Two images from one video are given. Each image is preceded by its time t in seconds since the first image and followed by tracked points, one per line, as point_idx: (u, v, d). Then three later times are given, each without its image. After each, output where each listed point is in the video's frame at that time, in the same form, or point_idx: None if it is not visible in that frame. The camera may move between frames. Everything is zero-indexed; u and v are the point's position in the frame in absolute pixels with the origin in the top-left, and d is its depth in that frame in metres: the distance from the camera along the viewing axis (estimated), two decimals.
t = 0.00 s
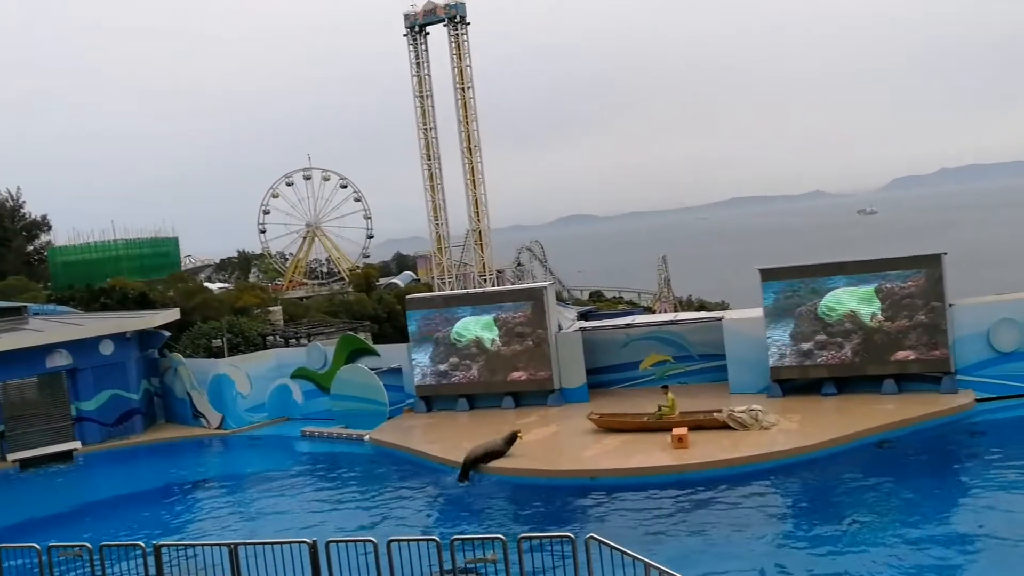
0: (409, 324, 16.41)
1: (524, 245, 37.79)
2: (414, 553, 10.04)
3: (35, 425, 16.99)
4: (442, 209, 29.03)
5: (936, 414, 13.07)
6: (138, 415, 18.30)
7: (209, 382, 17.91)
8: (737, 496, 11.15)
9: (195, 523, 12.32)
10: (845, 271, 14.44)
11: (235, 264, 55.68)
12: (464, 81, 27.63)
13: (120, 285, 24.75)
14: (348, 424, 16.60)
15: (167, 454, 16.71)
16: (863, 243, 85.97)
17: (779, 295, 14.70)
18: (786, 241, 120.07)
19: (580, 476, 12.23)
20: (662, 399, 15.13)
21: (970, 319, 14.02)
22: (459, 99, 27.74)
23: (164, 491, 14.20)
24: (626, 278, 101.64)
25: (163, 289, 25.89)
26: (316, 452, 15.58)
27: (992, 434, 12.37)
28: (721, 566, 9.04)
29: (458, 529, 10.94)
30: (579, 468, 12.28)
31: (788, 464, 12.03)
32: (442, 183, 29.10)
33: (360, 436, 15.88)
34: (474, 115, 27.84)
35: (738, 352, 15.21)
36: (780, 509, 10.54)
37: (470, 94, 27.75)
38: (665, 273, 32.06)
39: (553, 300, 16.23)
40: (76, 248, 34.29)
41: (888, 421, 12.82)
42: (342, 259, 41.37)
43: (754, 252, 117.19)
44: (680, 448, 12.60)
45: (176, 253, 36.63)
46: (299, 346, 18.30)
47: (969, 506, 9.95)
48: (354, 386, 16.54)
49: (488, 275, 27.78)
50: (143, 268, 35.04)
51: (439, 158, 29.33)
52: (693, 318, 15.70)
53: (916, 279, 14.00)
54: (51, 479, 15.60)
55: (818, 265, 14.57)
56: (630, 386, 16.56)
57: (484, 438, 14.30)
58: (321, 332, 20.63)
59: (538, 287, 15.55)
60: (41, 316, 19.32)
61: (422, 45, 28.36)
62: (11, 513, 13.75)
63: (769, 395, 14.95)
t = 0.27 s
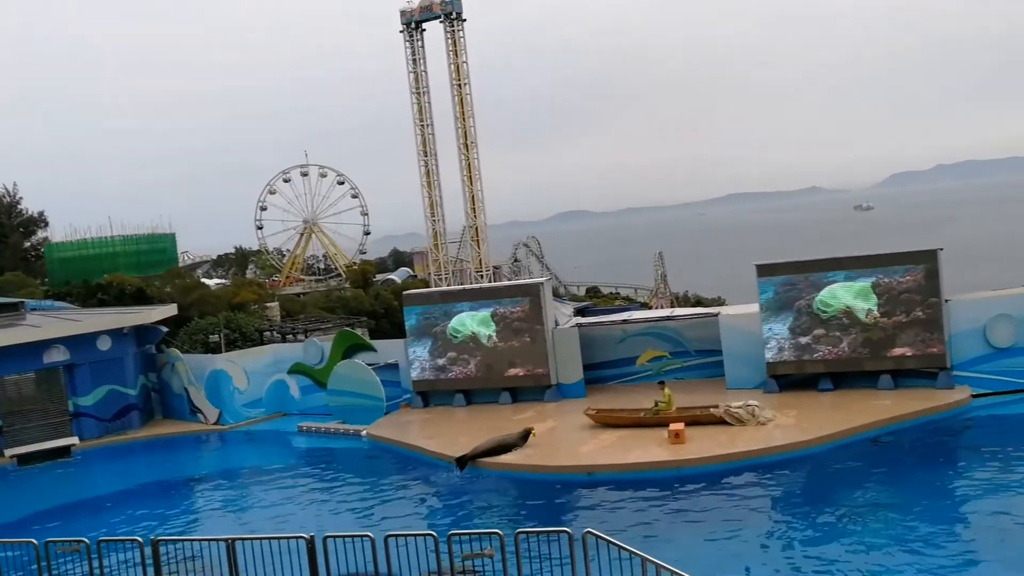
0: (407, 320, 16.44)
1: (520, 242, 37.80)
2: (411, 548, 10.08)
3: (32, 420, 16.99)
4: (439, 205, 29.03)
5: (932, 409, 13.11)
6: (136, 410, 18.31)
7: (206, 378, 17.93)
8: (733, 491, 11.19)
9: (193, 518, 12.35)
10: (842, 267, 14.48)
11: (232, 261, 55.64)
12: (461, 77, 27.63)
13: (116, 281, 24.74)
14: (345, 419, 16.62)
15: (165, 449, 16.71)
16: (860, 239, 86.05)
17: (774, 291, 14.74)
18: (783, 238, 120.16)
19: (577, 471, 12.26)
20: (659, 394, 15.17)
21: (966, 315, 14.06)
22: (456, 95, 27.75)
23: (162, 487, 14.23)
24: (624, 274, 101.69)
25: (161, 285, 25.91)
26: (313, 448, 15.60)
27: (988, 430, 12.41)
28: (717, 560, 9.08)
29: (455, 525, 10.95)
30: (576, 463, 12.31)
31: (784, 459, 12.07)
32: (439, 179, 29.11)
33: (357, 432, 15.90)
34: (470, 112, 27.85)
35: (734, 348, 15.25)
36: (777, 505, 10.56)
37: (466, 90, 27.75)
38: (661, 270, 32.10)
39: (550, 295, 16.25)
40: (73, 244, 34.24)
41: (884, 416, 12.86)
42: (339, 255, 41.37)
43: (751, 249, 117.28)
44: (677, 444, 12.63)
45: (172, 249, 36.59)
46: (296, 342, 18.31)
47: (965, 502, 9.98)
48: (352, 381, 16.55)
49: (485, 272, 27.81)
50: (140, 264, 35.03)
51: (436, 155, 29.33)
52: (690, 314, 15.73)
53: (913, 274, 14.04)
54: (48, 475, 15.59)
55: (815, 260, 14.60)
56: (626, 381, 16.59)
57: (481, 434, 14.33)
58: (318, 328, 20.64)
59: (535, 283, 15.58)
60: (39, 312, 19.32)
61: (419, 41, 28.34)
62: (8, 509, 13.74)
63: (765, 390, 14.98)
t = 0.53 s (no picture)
0: (402, 316, 16.42)
1: (515, 238, 37.77)
2: (406, 545, 10.06)
3: (24, 417, 16.90)
4: (434, 201, 28.98)
5: (926, 406, 13.13)
6: (130, 407, 18.25)
7: (200, 374, 17.88)
8: (728, 488, 11.19)
9: (187, 515, 12.32)
10: (837, 264, 14.48)
11: (227, 257, 55.51)
12: (456, 73, 27.56)
13: (110, 277, 24.66)
14: (340, 416, 16.59)
15: (159, 446, 16.66)
16: (855, 235, 86.14)
17: (767, 289, 14.75)
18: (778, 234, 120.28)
19: (572, 468, 12.25)
20: (654, 390, 15.16)
21: (961, 311, 14.08)
22: (451, 91, 27.69)
23: (156, 484, 14.19)
24: (619, 271, 101.72)
25: (155, 281, 25.83)
26: (308, 445, 15.56)
27: (982, 426, 12.43)
28: (712, 557, 9.08)
29: (451, 522, 10.93)
30: (571, 460, 12.31)
31: (779, 455, 12.07)
32: (434, 175, 29.05)
33: (352, 428, 15.87)
34: (465, 108, 27.79)
35: (729, 344, 15.25)
36: (772, 501, 10.56)
37: (461, 86, 27.69)
38: (656, 266, 32.08)
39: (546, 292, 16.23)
40: (66, 240, 34.11)
41: (879, 412, 12.87)
42: (334, 251, 41.29)
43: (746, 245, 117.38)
44: (672, 440, 12.63)
45: (167, 245, 36.47)
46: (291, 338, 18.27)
47: (959, 498, 9.99)
48: (346, 378, 16.52)
49: (480, 268, 27.78)
50: (134, 260, 34.93)
51: (431, 151, 29.27)
52: (685, 310, 15.73)
53: (908, 270, 14.05)
54: (41, 472, 15.52)
55: (810, 257, 14.60)
56: (621, 378, 16.58)
57: (477, 430, 14.31)
58: (313, 324, 20.60)
59: (530, 279, 15.56)
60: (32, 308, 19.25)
61: (414, 37, 28.27)
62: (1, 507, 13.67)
63: (760, 387, 14.99)
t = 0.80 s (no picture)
0: (399, 313, 16.40)
1: (512, 235, 37.75)
2: (405, 541, 10.06)
3: (22, 415, 16.83)
4: (431, 198, 28.95)
5: (924, 402, 13.14)
6: (127, 404, 18.23)
7: (198, 372, 17.86)
8: (726, 484, 11.21)
9: (185, 512, 12.32)
10: (835, 260, 14.47)
11: (224, 254, 55.42)
12: (453, 70, 27.52)
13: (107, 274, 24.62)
14: (338, 413, 16.58)
15: (156, 444, 16.64)
16: (852, 232, 86.22)
17: (765, 286, 14.74)
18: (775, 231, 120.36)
19: (571, 465, 12.25)
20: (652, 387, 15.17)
21: (958, 307, 14.09)
22: (448, 88, 27.65)
23: (154, 481, 14.18)
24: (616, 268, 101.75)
25: (152, 278, 25.80)
26: (306, 442, 15.54)
27: (980, 422, 12.45)
28: (710, 553, 9.10)
29: (449, 519, 10.92)
30: (569, 457, 12.31)
31: (777, 452, 12.08)
32: (431, 172, 29.02)
33: (350, 425, 15.86)
34: (463, 105, 27.76)
35: (727, 341, 15.25)
36: (770, 498, 10.56)
37: (459, 83, 27.65)
38: (654, 263, 32.07)
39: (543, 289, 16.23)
40: (62, 237, 34.04)
41: (876, 409, 12.88)
42: (331, 248, 41.24)
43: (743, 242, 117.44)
44: (670, 437, 12.64)
45: (163, 242, 36.43)
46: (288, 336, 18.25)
47: (957, 495, 10.00)
48: (344, 375, 16.50)
49: (478, 265, 27.77)
50: (131, 257, 34.88)
51: (428, 148, 29.24)
52: (683, 307, 15.73)
53: (906, 267, 14.06)
54: (38, 470, 15.48)
55: (808, 253, 14.59)
56: (619, 374, 16.59)
57: (475, 427, 14.31)
58: (310, 322, 20.58)
59: (528, 276, 15.55)
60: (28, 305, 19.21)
61: (411, 34, 28.22)
62: None
63: (758, 383, 15.00)
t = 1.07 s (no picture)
0: (392, 309, 16.32)
1: (506, 230, 37.76)
2: (398, 537, 10.08)
3: (15, 410, 16.78)
4: (425, 193, 28.92)
5: (916, 397, 13.19)
6: (120, 399, 18.19)
7: (191, 367, 17.83)
8: (719, 478, 11.24)
9: (179, 507, 12.30)
10: (828, 255, 14.47)
11: (217, 249, 55.32)
12: (447, 65, 27.48)
13: (99, 270, 24.58)
14: (332, 408, 16.57)
15: (149, 439, 16.62)
16: (845, 228, 86.45)
17: (758, 281, 14.76)
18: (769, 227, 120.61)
19: (564, 459, 12.27)
20: (645, 382, 15.19)
21: (951, 303, 14.13)
22: (442, 83, 27.61)
23: (147, 476, 14.16)
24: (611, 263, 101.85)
25: (145, 273, 25.76)
26: (299, 437, 15.53)
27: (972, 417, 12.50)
28: (704, 548, 9.13)
29: (442, 514, 10.93)
30: (563, 452, 12.33)
31: (770, 447, 12.12)
32: (425, 167, 28.99)
33: (344, 420, 15.85)
34: (457, 100, 27.71)
35: (720, 336, 15.28)
36: (763, 493, 10.59)
37: (453, 78, 27.60)
38: (648, 258, 32.09)
39: (537, 284, 16.23)
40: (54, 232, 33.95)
41: (869, 404, 12.92)
42: (325, 243, 41.20)
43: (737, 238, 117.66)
44: (663, 431, 12.67)
45: (156, 238, 36.40)
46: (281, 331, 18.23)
47: (949, 489, 10.05)
48: (337, 370, 16.46)
49: (471, 260, 27.77)
50: (124, 252, 34.86)
51: (422, 143, 29.20)
52: (676, 302, 15.75)
53: (900, 263, 14.08)
54: (30, 465, 15.45)
55: (801, 249, 14.56)
56: (613, 370, 16.61)
57: (469, 422, 14.31)
58: (304, 317, 20.56)
59: (522, 271, 15.54)
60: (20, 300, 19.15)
61: (405, 29, 28.16)
62: None
63: (750, 378, 15.05)
